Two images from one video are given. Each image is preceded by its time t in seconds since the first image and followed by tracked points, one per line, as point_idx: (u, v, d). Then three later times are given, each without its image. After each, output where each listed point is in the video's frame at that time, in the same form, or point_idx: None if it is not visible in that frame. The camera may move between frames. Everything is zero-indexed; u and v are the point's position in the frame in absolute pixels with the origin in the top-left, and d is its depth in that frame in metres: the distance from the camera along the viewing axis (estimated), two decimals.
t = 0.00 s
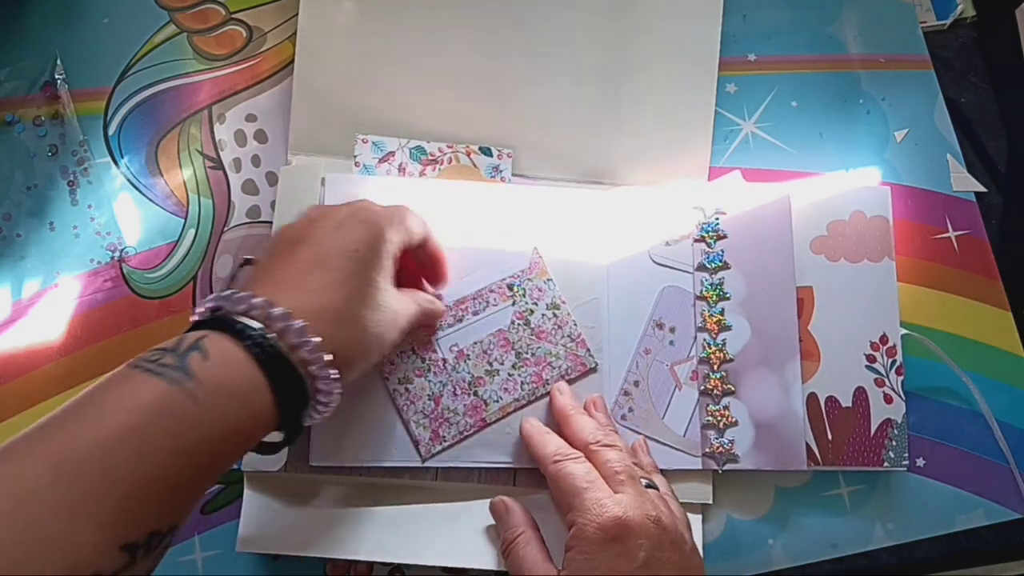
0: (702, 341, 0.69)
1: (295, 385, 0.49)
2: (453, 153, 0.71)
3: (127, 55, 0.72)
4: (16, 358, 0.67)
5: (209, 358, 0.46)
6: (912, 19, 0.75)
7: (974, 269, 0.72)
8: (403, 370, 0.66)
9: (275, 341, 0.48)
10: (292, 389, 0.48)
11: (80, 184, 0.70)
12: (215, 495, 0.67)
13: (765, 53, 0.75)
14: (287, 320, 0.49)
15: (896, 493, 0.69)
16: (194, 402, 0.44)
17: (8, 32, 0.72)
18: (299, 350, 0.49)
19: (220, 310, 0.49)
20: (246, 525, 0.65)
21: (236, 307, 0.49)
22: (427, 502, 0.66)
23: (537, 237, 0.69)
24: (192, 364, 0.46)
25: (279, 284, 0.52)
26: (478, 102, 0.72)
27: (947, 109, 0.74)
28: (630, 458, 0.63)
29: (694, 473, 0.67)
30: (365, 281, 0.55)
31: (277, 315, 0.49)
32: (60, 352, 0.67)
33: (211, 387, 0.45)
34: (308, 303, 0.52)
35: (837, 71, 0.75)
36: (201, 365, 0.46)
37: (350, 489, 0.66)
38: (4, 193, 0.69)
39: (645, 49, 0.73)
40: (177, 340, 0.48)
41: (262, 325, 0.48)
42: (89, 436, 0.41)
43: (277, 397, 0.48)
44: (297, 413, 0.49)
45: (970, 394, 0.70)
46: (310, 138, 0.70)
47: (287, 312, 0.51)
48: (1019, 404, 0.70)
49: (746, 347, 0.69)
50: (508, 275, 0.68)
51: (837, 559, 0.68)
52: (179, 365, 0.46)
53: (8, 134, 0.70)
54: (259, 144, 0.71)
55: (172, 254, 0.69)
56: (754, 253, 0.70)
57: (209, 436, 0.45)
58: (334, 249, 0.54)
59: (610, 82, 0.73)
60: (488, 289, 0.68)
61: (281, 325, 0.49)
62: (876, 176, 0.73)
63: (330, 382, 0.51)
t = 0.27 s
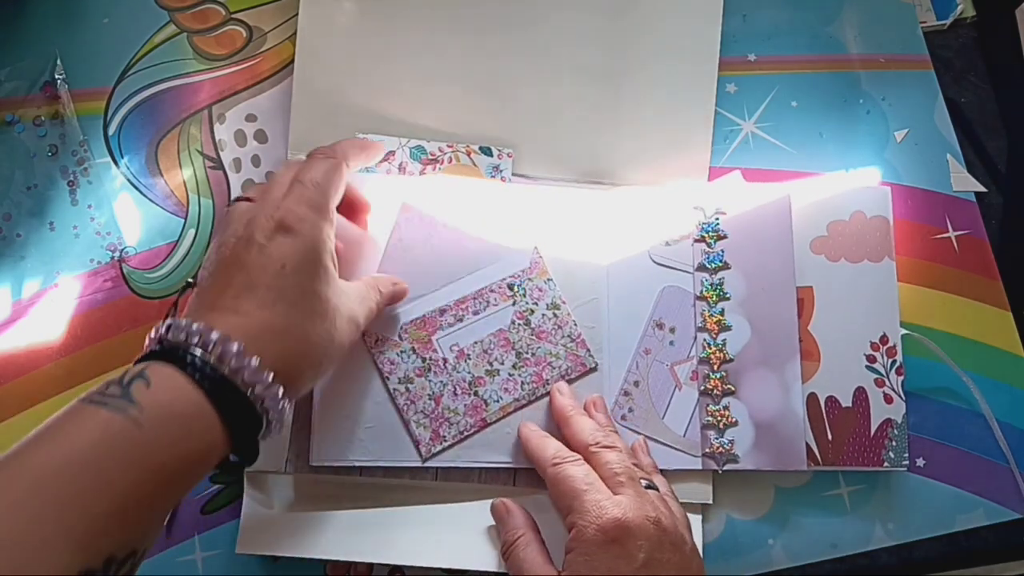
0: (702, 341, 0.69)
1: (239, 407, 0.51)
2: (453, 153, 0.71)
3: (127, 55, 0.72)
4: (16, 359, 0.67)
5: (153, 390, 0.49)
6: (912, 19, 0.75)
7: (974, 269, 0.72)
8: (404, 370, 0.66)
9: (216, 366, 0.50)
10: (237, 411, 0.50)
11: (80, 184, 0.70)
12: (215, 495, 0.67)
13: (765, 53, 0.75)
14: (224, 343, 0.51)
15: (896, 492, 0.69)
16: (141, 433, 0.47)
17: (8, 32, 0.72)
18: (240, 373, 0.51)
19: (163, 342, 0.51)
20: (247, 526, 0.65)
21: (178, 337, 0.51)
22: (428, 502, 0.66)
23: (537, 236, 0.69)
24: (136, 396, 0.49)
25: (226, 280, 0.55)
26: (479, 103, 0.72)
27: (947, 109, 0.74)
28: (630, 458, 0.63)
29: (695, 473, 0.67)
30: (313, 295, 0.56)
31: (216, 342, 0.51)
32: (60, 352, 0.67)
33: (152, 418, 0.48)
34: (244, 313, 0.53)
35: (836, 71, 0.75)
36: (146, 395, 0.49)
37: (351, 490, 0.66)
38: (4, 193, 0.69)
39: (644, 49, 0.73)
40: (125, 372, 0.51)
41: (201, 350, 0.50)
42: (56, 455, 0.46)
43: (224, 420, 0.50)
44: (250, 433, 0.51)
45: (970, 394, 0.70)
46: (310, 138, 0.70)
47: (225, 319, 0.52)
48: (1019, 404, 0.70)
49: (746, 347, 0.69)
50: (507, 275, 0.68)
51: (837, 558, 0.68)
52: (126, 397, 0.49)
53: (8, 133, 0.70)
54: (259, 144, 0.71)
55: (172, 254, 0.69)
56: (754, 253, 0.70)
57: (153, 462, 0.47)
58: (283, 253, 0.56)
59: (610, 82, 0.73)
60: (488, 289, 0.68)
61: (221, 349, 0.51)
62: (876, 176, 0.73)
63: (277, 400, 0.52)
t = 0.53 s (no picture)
0: (702, 341, 0.69)
1: (232, 530, 0.48)
2: (454, 153, 0.71)
3: (127, 55, 0.72)
4: (15, 359, 0.67)
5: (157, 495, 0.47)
6: (912, 19, 0.75)
7: (974, 269, 0.72)
8: (404, 369, 0.66)
9: (212, 481, 0.47)
10: (228, 528, 0.48)
11: (80, 184, 0.70)
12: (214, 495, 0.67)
13: (765, 53, 0.75)
14: (220, 455, 0.48)
15: (896, 492, 0.69)
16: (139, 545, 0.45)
17: (8, 32, 0.72)
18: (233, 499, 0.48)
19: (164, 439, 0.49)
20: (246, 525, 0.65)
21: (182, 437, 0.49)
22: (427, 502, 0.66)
23: (537, 236, 0.69)
24: (142, 503, 0.47)
25: (263, 351, 0.54)
26: (478, 102, 0.72)
27: (947, 109, 0.74)
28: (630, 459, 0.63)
29: (695, 473, 0.67)
30: (344, 416, 0.53)
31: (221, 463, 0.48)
32: (60, 352, 0.67)
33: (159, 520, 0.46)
34: (266, 410, 0.51)
35: (836, 71, 0.75)
36: (151, 507, 0.47)
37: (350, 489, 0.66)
38: (4, 193, 0.69)
39: (644, 49, 0.73)
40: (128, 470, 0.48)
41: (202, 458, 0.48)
42: (72, 540, 0.44)
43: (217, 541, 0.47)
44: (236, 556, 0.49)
45: (970, 394, 0.70)
46: (310, 138, 0.70)
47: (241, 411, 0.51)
48: (1019, 404, 0.70)
49: (746, 347, 0.69)
50: (507, 275, 0.68)
51: (837, 558, 0.68)
52: (129, 505, 0.46)
53: (8, 134, 0.70)
54: (259, 144, 0.71)
55: (172, 254, 0.69)
56: (754, 253, 0.70)
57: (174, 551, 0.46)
58: (320, 354, 0.53)
59: (610, 82, 0.73)
60: (488, 289, 0.68)
61: (217, 460, 0.48)
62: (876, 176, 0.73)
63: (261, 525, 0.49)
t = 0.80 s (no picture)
0: (702, 341, 0.69)
1: (212, 479, 0.48)
2: (454, 153, 0.71)
3: (127, 55, 0.72)
4: (16, 359, 0.67)
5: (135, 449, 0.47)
6: (912, 19, 0.75)
7: (974, 269, 0.72)
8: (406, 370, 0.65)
9: (189, 432, 0.47)
10: (206, 475, 0.48)
11: (80, 184, 0.70)
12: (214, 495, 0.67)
13: (765, 53, 0.75)
14: (194, 405, 0.48)
15: (896, 492, 0.69)
16: (116, 498, 0.46)
17: (7, 32, 0.72)
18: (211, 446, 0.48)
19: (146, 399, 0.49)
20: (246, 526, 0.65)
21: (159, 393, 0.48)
22: (427, 502, 0.66)
23: (537, 237, 0.69)
24: (118, 456, 0.47)
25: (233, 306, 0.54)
26: (478, 103, 0.72)
27: (947, 109, 0.74)
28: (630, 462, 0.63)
29: (695, 473, 0.67)
30: (318, 352, 0.52)
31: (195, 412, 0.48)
32: (60, 352, 0.67)
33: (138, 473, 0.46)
34: (241, 358, 0.51)
35: (836, 71, 0.75)
36: (128, 461, 0.47)
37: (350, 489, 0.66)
38: (4, 193, 0.69)
39: (644, 49, 0.73)
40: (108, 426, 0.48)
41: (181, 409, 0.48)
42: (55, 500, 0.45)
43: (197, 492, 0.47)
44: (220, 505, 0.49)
45: (971, 394, 0.70)
46: (310, 138, 0.70)
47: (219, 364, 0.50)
48: (1019, 404, 0.70)
49: (746, 347, 0.69)
50: (508, 275, 0.68)
51: (837, 558, 0.68)
52: (106, 458, 0.47)
53: (8, 134, 0.70)
54: (259, 144, 0.71)
55: (172, 254, 0.69)
56: (754, 253, 0.70)
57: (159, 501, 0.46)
58: (283, 298, 0.53)
59: (611, 83, 0.73)
60: (489, 288, 0.67)
61: (193, 411, 0.48)
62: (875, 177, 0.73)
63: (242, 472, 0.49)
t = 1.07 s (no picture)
0: (702, 341, 0.69)
1: (246, 539, 0.52)
2: (454, 153, 0.71)
3: (127, 55, 0.72)
4: (16, 359, 0.67)
5: (188, 513, 0.52)
6: (912, 19, 0.75)
7: (974, 269, 0.72)
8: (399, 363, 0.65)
9: (234, 489, 0.53)
10: (244, 538, 0.52)
11: (80, 184, 0.70)
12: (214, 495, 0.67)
13: (765, 53, 0.75)
14: (244, 470, 0.53)
15: (896, 492, 0.69)
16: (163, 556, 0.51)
17: (8, 32, 0.72)
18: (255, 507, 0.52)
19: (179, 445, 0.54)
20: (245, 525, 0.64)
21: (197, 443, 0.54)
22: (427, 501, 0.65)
23: (537, 237, 0.69)
24: (171, 524, 0.52)
25: (316, 384, 0.59)
26: (478, 102, 0.72)
27: (947, 109, 0.74)
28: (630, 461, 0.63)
29: (696, 472, 0.67)
30: (382, 458, 0.58)
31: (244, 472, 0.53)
32: (60, 352, 0.67)
33: (188, 538, 0.51)
34: (314, 434, 0.57)
35: (837, 70, 0.75)
36: (178, 528, 0.52)
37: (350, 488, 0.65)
38: (4, 193, 0.69)
39: (644, 49, 0.74)
40: (160, 487, 0.53)
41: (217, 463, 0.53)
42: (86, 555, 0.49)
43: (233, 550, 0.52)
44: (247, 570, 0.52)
45: (971, 394, 0.70)
46: (310, 138, 0.70)
47: (288, 434, 0.56)
48: (1019, 404, 0.70)
49: (746, 347, 0.69)
50: (507, 275, 0.68)
51: (837, 558, 0.68)
52: (159, 526, 0.52)
53: (8, 134, 0.70)
54: (259, 144, 0.71)
55: (172, 254, 0.69)
56: (754, 253, 0.70)
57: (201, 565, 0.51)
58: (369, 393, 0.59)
59: (611, 83, 0.73)
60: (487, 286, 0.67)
61: (240, 473, 0.53)
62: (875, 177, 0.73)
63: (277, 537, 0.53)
